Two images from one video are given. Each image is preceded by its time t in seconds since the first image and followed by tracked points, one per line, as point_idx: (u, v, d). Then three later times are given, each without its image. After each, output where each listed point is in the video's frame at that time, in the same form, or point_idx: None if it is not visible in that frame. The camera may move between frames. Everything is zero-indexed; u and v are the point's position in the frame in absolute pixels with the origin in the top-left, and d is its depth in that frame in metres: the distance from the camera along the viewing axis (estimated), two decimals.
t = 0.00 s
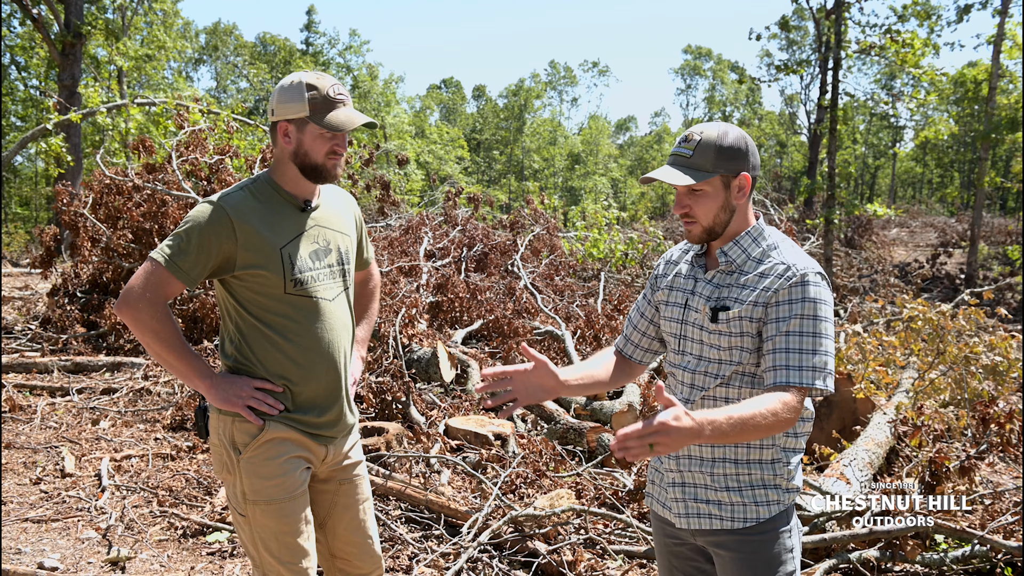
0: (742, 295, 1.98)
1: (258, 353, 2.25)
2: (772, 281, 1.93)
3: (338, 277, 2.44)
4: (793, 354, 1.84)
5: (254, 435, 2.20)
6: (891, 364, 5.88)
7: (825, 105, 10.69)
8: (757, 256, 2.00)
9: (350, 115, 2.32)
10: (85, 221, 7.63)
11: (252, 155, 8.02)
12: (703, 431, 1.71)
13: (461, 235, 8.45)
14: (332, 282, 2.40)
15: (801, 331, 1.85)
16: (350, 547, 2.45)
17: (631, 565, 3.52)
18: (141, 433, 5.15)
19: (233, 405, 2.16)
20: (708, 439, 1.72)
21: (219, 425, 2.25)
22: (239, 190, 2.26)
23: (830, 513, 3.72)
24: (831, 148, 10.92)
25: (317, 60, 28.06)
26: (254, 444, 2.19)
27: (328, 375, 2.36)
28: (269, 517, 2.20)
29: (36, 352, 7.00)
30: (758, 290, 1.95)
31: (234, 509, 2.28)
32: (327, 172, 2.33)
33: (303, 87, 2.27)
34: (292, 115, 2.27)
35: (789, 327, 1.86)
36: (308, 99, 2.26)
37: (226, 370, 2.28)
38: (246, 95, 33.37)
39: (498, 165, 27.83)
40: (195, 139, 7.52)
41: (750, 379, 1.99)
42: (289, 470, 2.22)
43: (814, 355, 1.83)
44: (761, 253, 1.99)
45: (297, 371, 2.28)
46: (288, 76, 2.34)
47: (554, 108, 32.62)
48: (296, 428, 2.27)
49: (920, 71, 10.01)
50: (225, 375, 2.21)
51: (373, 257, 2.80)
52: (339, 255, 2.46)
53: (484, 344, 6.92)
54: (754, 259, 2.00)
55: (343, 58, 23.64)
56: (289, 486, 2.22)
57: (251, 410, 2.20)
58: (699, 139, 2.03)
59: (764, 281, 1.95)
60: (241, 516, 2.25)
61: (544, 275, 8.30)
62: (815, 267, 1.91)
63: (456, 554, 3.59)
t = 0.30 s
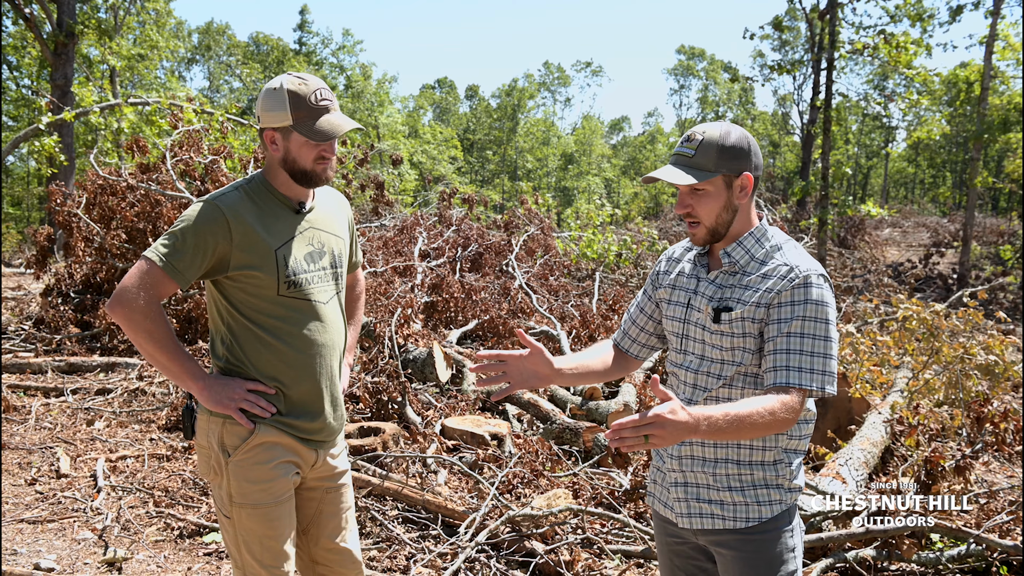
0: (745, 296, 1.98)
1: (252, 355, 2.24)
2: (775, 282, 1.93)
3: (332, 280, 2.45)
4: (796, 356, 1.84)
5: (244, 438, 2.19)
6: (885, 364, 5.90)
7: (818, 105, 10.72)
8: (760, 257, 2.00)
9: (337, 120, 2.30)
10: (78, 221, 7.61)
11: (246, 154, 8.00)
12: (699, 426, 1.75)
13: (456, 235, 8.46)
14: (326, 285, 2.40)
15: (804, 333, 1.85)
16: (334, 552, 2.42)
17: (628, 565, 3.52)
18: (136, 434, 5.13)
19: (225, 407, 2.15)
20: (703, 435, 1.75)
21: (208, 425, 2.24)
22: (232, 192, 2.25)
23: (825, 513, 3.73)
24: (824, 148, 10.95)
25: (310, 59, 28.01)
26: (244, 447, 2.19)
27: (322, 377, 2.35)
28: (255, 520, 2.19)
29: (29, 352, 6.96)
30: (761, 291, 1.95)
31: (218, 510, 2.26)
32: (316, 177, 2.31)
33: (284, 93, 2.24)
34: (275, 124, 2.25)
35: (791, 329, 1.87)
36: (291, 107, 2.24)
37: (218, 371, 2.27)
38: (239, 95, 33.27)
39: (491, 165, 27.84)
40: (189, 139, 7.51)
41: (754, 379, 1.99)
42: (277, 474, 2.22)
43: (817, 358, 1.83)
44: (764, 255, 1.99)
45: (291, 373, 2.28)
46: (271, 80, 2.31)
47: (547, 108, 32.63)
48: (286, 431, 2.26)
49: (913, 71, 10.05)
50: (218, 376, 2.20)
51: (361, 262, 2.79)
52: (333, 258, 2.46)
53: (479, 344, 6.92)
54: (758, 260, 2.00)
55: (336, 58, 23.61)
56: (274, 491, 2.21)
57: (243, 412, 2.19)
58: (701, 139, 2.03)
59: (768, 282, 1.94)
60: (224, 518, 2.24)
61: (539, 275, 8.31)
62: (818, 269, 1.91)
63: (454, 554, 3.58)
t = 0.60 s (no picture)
0: (745, 295, 1.98)
1: (246, 356, 2.24)
2: (775, 281, 1.93)
3: (331, 283, 2.42)
4: (793, 355, 1.84)
5: (237, 439, 2.19)
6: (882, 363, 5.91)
7: (814, 105, 10.74)
8: (761, 256, 2.00)
9: (335, 121, 2.29)
10: (74, 221, 7.59)
11: (242, 154, 7.99)
12: (691, 421, 1.76)
13: (452, 235, 8.46)
14: (324, 287, 2.38)
15: (802, 332, 1.85)
16: (334, 553, 2.41)
17: (627, 564, 3.52)
18: (133, 434, 5.12)
19: (218, 407, 2.15)
20: (695, 430, 1.76)
21: (203, 425, 2.24)
22: (229, 194, 2.25)
23: (823, 512, 3.75)
24: (820, 148, 10.98)
25: (305, 59, 27.97)
26: (237, 448, 2.18)
27: (318, 380, 2.33)
28: (247, 522, 2.18)
29: (25, 352, 6.94)
30: (760, 291, 1.95)
31: (213, 510, 2.26)
32: (315, 178, 2.30)
33: (283, 93, 2.23)
34: (275, 123, 2.24)
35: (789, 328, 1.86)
36: (291, 107, 2.23)
37: (215, 370, 2.28)
38: (234, 95, 33.21)
39: (486, 165, 27.82)
40: (185, 139, 7.49)
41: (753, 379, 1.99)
42: (271, 475, 2.21)
43: (813, 358, 1.83)
44: (766, 254, 1.99)
45: (285, 375, 2.26)
46: (272, 79, 2.30)
47: (542, 108, 32.65)
48: (280, 434, 2.24)
49: (908, 71, 10.07)
50: (212, 376, 2.20)
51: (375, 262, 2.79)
52: (333, 260, 2.43)
53: (475, 344, 6.91)
54: (758, 260, 2.00)
55: (331, 58, 23.56)
56: (267, 493, 2.20)
57: (237, 413, 2.18)
58: (702, 135, 2.04)
59: (767, 281, 1.94)
60: (218, 517, 2.24)
61: (535, 275, 8.32)
62: (819, 268, 1.90)
63: (453, 554, 3.58)
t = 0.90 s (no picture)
0: (723, 294, 1.98)
1: (248, 356, 2.24)
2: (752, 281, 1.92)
3: (329, 280, 2.42)
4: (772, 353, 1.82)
5: (242, 437, 2.19)
6: (879, 363, 5.92)
7: (810, 106, 10.77)
8: (744, 256, 2.00)
9: (331, 126, 2.29)
10: (70, 221, 7.58)
11: (239, 154, 7.98)
12: (696, 402, 1.72)
13: (449, 235, 8.46)
14: (320, 284, 2.37)
15: (786, 331, 1.81)
16: (336, 551, 2.41)
17: (626, 565, 3.52)
18: (131, 435, 5.11)
19: (223, 406, 2.15)
20: (698, 411, 1.72)
21: (209, 423, 2.23)
22: (221, 196, 2.25)
23: (822, 512, 3.76)
24: (816, 148, 11.01)
25: (301, 59, 27.95)
26: (241, 446, 2.18)
27: (319, 377, 2.33)
28: (252, 520, 2.18)
29: (22, 352, 6.92)
30: (736, 290, 1.95)
31: (217, 509, 2.27)
32: (306, 179, 2.29)
33: (279, 93, 2.24)
34: (269, 123, 2.24)
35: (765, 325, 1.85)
36: (286, 108, 2.23)
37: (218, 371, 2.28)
38: (230, 95, 33.18)
39: (482, 165, 27.83)
40: (182, 139, 7.49)
41: (733, 378, 1.98)
42: (275, 473, 2.20)
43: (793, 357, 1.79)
44: (749, 254, 2.00)
45: (287, 373, 2.26)
46: (269, 79, 2.30)
47: (538, 108, 32.67)
48: (284, 431, 2.24)
49: (904, 71, 10.09)
50: (215, 376, 2.19)
51: (380, 257, 2.79)
52: (330, 257, 2.43)
53: (473, 344, 6.91)
54: (741, 259, 2.01)
55: (328, 59, 23.54)
56: (273, 490, 2.20)
57: (241, 412, 2.18)
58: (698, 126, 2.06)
59: (744, 280, 1.94)
60: (224, 516, 2.24)
61: (532, 275, 8.33)
62: (798, 269, 1.89)
63: (451, 554, 3.58)
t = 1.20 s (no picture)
0: (706, 293, 1.99)
1: (247, 357, 2.23)
2: (732, 281, 1.91)
3: (324, 280, 2.42)
4: (752, 352, 1.82)
5: (243, 437, 2.18)
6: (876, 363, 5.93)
7: (806, 106, 10.78)
8: (728, 256, 1.99)
9: (328, 128, 2.29)
10: (67, 221, 7.56)
11: (236, 155, 7.98)
12: (691, 424, 1.70)
13: (446, 235, 8.46)
14: (316, 285, 2.37)
15: (766, 335, 1.80)
16: (337, 550, 2.41)
17: (625, 564, 3.51)
18: (128, 435, 5.10)
19: (223, 407, 2.14)
20: (694, 433, 1.71)
21: (208, 424, 2.23)
22: (214, 199, 2.24)
23: (820, 511, 3.77)
24: (812, 148, 11.03)
25: (297, 59, 27.92)
26: (242, 446, 2.18)
27: (318, 377, 2.33)
28: (252, 519, 2.18)
29: (18, 353, 6.90)
30: (716, 290, 1.95)
31: (217, 509, 2.27)
32: (302, 179, 2.29)
33: (277, 95, 2.22)
34: (262, 124, 2.23)
35: (745, 324, 1.85)
36: (283, 109, 2.22)
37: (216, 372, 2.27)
38: (226, 95, 33.11)
39: (478, 165, 27.81)
40: (179, 139, 7.49)
41: (716, 379, 1.97)
42: (276, 472, 2.20)
43: (773, 360, 1.79)
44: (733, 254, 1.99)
45: (287, 373, 2.26)
46: (264, 80, 2.30)
47: (535, 108, 32.67)
48: (285, 432, 2.24)
49: (900, 71, 10.11)
50: (214, 377, 2.19)
51: (372, 257, 2.79)
52: (324, 257, 2.43)
53: (470, 343, 6.90)
54: (725, 259, 2.00)
55: (324, 59, 23.53)
56: (274, 489, 2.20)
57: (241, 412, 2.18)
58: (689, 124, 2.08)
59: (724, 282, 1.94)
60: (224, 516, 2.24)
61: (530, 275, 8.33)
62: (780, 270, 1.87)
63: (450, 554, 3.58)
